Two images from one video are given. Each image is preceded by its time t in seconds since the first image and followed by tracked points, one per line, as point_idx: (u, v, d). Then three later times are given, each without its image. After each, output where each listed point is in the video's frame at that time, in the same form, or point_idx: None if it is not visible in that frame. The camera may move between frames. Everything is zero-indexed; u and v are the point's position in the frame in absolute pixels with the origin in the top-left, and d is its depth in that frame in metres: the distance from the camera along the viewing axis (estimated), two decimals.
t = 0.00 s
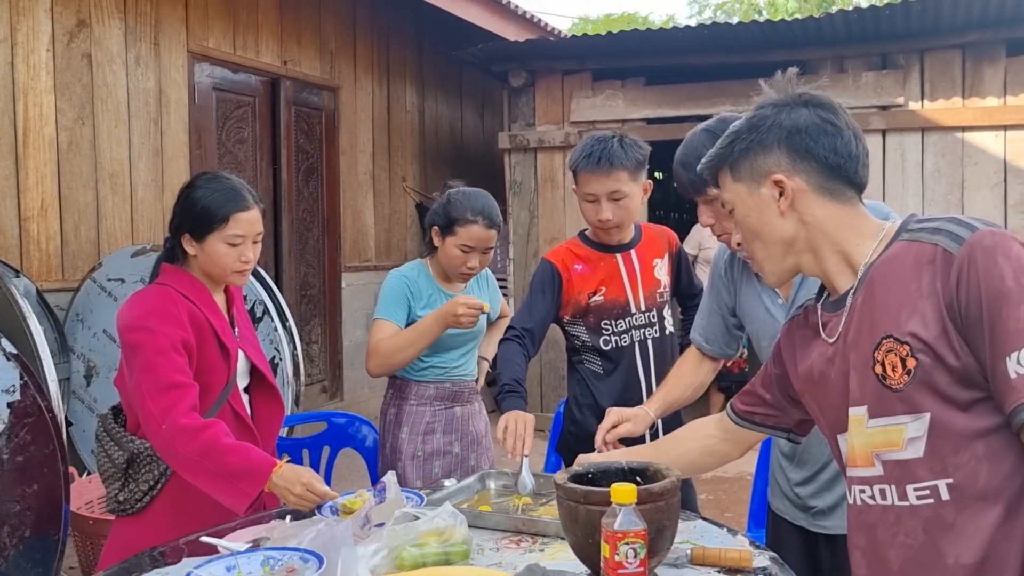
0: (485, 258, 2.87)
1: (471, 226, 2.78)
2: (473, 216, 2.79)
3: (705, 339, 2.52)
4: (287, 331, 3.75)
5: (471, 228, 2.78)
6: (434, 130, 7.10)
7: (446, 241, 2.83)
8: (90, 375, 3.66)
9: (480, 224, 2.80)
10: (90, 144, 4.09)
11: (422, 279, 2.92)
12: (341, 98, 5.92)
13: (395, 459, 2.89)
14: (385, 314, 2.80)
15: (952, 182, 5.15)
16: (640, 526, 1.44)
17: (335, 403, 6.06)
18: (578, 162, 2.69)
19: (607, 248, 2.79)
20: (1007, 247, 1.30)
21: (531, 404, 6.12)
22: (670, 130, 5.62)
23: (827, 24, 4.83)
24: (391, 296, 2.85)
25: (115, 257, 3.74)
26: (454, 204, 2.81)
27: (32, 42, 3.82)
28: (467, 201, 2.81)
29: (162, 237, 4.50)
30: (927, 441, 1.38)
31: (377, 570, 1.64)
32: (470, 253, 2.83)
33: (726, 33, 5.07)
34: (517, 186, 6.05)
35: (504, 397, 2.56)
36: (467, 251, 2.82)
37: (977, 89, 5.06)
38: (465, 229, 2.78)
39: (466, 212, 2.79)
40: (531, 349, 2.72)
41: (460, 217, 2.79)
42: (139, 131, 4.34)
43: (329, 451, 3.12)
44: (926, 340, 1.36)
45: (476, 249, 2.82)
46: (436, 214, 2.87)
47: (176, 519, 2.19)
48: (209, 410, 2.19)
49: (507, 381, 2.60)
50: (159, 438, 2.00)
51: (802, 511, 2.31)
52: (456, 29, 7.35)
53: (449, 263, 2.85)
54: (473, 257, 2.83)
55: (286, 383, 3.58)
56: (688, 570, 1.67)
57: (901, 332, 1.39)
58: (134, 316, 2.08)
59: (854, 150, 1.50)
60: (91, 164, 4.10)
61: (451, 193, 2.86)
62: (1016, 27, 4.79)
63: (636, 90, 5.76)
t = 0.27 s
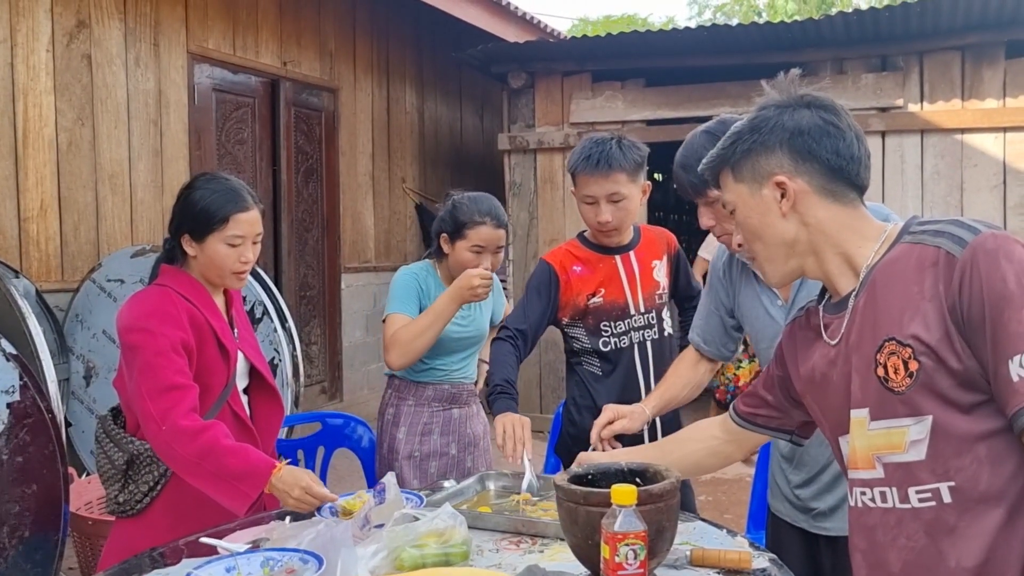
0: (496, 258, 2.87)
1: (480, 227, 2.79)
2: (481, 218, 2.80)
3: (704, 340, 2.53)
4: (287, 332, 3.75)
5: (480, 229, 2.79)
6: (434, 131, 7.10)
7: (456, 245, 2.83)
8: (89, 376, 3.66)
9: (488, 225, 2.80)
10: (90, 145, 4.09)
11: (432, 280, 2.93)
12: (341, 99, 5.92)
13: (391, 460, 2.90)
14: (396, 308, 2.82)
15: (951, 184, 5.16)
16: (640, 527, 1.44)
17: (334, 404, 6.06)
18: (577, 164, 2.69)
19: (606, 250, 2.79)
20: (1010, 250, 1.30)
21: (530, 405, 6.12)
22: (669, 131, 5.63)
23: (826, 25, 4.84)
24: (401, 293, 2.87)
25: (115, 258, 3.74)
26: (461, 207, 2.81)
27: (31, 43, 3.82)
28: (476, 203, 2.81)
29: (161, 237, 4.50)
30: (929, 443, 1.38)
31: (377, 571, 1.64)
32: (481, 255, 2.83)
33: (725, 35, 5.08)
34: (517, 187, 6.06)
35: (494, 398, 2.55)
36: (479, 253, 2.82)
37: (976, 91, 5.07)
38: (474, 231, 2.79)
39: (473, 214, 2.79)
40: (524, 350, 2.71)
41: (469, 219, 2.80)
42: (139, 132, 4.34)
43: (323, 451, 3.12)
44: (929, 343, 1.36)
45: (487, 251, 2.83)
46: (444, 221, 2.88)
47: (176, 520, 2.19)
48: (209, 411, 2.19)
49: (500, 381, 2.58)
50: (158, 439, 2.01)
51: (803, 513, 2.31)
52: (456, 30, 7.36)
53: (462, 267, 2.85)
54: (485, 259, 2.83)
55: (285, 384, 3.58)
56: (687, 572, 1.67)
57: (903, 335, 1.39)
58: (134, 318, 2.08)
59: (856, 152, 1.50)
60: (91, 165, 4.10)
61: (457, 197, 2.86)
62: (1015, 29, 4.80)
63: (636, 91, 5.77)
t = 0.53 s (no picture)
0: (496, 256, 2.86)
1: (477, 224, 2.79)
2: (478, 215, 2.80)
3: (705, 343, 2.53)
4: (286, 333, 3.74)
5: (477, 226, 2.79)
6: (433, 132, 7.10)
7: (455, 245, 2.84)
8: (87, 377, 3.65)
9: (485, 222, 2.80)
10: (90, 145, 4.09)
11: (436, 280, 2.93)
12: (340, 100, 5.92)
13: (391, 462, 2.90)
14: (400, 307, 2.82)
15: (950, 186, 5.16)
16: (639, 529, 1.44)
17: (333, 406, 6.06)
18: (574, 166, 2.69)
19: (603, 251, 2.79)
20: (1014, 250, 1.30)
21: (529, 406, 6.12)
22: (669, 133, 5.63)
23: (826, 27, 4.84)
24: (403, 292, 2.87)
25: (114, 259, 3.73)
26: (458, 207, 2.82)
27: (31, 43, 3.82)
28: (472, 201, 2.81)
29: (160, 238, 4.50)
30: (932, 445, 1.38)
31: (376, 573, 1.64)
32: (479, 252, 2.83)
33: (725, 36, 5.08)
34: (516, 188, 6.06)
35: (488, 396, 2.57)
36: (477, 251, 2.82)
37: (975, 93, 5.07)
38: (471, 228, 2.79)
39: (470, 213, 2.80)
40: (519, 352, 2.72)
41: (466, 217, 2.80)
42: (138, 133, 4.34)
43: (322, 453, 3.11)
44: (933, 344, 1.36)
45: (485, 248, 2.82)
46: (443, 222, 2.89)
47: (174, 521, 2.19)
48: (208, 413, 2.19)
49: (494, 380, 2.58)
50: (157, 441, 2.01)
51: (802, 515, 2.30)
52: (455, 31, 7.36)
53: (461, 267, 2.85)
54: (483, 257, 2.83)
55: (285, 385, 3.58)
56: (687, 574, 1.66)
57: (907, 336, 1.39)
58: (133, 319, 2.07)
59: (858, 154, 1.50)
60: (90, 166, 4.10)
61: (454, 197, 2.87)
62: (1015, 32, 4.80)
63: (635, 93, 5.77)
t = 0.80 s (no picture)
0: (487, 252, 2.86)
1: (466, 222, 2.80)
2: (466, 212, 2.80)
3: (700, 345, 2.53)
4: (285, 333, 3.74)
5: (466, 224, 2.80)
6: (433, 132, 7.10)
7: (446, 242, 2.85)
8: (87, 377, 3.65)
9: (474, 219, 2.81)
10: (89, 145, 4.09)
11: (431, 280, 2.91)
12: (340, 101, 5.92)
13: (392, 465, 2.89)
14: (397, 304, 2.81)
15: (950, 188, 5.16)
16: (640, 530, 1.44)
17: (333, 406, 6.06)
18: (573, 167, 2.69)
19: (602, 252, 2.79)
20: None
21: (529, 407, 6.12)
22: (669, 134, 5.63)
23: (826, 28, 4.84)
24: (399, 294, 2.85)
25: (113, 259, 3.72)
26: (447, 204, 2.83)
27: (31, 43, 3.82)
28: (461, 199, 2.82)
29: (160, 238, 4.49)
30: (939, 452, 1.38)
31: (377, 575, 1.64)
32: (469, 250, 2.83)
33: (725, 37, 5.07)
34: (516, 189, 6.06)
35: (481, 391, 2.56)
36: (467, 248, 2.83)
37: (975, 94, 5.07)
38: (460, 226, 2.80)
39: (458, 210, 2.81)
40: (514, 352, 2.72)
41: (455, 215, 2.81)
42: (138, 133, 4.34)
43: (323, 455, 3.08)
44: (940, 351, 1.35)
45: (475, 245, 2.83)
46: (433, 220, 2.90)
47: (173, 522, 2.19)
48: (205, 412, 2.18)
49: (486, 375, 2.58)
50: (154, 439, 2.00)
51: (803, 517, 2.31)
52: (455, 32, 7.36)
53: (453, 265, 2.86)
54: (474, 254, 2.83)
55: (284, 386, 3.58)
56: None
57: (915, 342, 1.38)
58: (130, 319, 2.07)
59: (871, 152, 1.50)
60: (90, 165, 4.09)
61: (443, 196, 2.88)
62: (1015, 33, 4.80)
63: (635, 93, 5.77)
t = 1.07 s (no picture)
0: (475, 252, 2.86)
1: (452, 222, 2.81)
2: (452, 212, 2.82)
3: (681, 340, 2.51)
4: (284, 334, 3.74)
5: (452, 223, 2.80)
6: (431, 133, 7.10)
7: (433, 242, 2.85)
8: (85, 378, 3.65)
9: (460, 219, 2.82)
10: (87, 146, 4.09)
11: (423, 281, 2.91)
12: (338, 101, 5.92)
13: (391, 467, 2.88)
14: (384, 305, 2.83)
15: (948, 189, 5.17)
16: (640, 531, 1.44)
17: (331, 407, 6.06)
18: (571, 168, 2.70)
19: (601, 253, 2.79)
20: None
21: (527, 408, 6.13)
22: (667, 135, 5.63)
23: (824, 30, 4.85)
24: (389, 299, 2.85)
25: (111, 259, 3.72)
26: (434, 204, 2.85)
27: (29, 43, 3.81)
28: (445, 199, 2.84)
29: (158, 239, 4.49)
30: (955, 460, 1.36)
31: None
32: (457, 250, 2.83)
33: (723, 39, 5.08)
34: (514, 190, 6.06)
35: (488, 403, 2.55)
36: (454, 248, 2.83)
37: (973, 96, 5.08)
38: (447, 227, 2.81)
39: (445, 209, 2.82)
40: (518, 356, 2.71)
41: (441, 215, 2.82)
42: (136, 134, 4.34)
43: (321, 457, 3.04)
44: (958, 360, 1.33)
45: (463, 245, 2.83)
46: (421, 221, 2.91)
47: (172, 522, 2.19)
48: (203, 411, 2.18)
49: (493, 387, 2.57)
50: (152, 434, 2.00)
51: (803, 517, 2.31)
52: (453, 33, 7.36)
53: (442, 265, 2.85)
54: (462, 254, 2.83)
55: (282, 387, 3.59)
56: None
57: (933, 349, 1.36)
58: (128, 317, 2.07)
59: (900, 149, 1.48)
60: (88, 166, 4.09)
61: (430, 196, 2.90)
62: (1012, 35, 4.81)
63: (633, 94, 5.78)
